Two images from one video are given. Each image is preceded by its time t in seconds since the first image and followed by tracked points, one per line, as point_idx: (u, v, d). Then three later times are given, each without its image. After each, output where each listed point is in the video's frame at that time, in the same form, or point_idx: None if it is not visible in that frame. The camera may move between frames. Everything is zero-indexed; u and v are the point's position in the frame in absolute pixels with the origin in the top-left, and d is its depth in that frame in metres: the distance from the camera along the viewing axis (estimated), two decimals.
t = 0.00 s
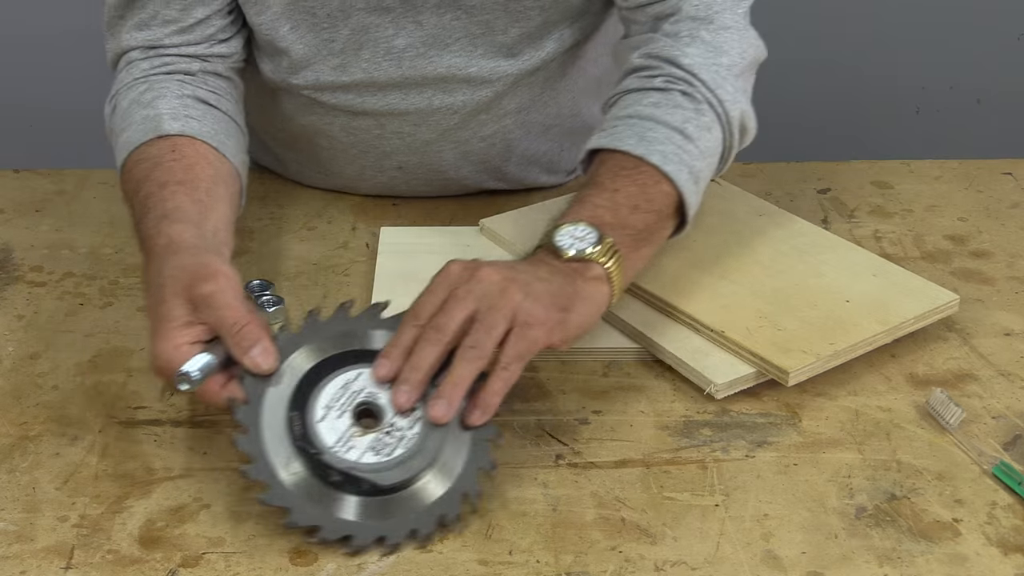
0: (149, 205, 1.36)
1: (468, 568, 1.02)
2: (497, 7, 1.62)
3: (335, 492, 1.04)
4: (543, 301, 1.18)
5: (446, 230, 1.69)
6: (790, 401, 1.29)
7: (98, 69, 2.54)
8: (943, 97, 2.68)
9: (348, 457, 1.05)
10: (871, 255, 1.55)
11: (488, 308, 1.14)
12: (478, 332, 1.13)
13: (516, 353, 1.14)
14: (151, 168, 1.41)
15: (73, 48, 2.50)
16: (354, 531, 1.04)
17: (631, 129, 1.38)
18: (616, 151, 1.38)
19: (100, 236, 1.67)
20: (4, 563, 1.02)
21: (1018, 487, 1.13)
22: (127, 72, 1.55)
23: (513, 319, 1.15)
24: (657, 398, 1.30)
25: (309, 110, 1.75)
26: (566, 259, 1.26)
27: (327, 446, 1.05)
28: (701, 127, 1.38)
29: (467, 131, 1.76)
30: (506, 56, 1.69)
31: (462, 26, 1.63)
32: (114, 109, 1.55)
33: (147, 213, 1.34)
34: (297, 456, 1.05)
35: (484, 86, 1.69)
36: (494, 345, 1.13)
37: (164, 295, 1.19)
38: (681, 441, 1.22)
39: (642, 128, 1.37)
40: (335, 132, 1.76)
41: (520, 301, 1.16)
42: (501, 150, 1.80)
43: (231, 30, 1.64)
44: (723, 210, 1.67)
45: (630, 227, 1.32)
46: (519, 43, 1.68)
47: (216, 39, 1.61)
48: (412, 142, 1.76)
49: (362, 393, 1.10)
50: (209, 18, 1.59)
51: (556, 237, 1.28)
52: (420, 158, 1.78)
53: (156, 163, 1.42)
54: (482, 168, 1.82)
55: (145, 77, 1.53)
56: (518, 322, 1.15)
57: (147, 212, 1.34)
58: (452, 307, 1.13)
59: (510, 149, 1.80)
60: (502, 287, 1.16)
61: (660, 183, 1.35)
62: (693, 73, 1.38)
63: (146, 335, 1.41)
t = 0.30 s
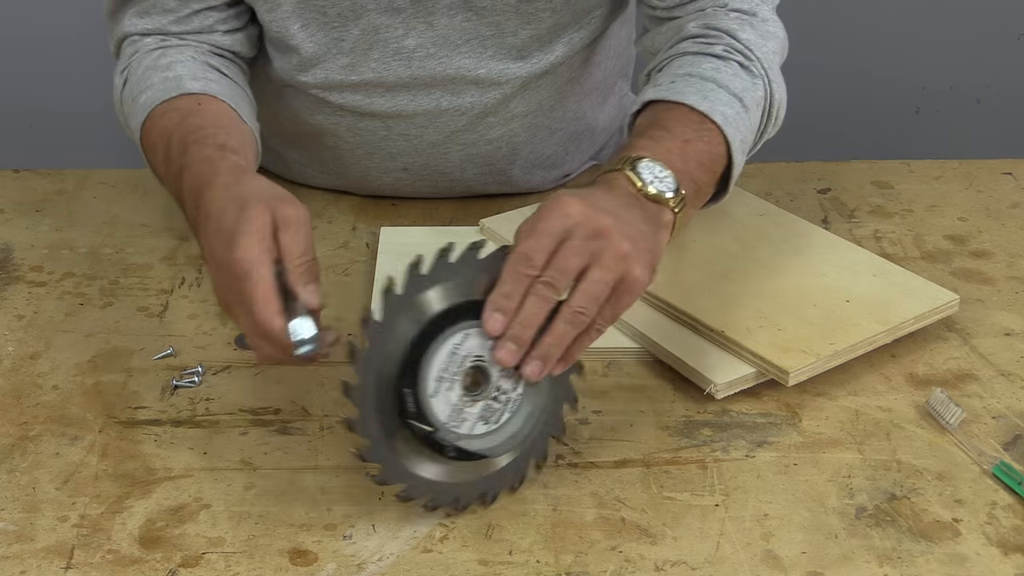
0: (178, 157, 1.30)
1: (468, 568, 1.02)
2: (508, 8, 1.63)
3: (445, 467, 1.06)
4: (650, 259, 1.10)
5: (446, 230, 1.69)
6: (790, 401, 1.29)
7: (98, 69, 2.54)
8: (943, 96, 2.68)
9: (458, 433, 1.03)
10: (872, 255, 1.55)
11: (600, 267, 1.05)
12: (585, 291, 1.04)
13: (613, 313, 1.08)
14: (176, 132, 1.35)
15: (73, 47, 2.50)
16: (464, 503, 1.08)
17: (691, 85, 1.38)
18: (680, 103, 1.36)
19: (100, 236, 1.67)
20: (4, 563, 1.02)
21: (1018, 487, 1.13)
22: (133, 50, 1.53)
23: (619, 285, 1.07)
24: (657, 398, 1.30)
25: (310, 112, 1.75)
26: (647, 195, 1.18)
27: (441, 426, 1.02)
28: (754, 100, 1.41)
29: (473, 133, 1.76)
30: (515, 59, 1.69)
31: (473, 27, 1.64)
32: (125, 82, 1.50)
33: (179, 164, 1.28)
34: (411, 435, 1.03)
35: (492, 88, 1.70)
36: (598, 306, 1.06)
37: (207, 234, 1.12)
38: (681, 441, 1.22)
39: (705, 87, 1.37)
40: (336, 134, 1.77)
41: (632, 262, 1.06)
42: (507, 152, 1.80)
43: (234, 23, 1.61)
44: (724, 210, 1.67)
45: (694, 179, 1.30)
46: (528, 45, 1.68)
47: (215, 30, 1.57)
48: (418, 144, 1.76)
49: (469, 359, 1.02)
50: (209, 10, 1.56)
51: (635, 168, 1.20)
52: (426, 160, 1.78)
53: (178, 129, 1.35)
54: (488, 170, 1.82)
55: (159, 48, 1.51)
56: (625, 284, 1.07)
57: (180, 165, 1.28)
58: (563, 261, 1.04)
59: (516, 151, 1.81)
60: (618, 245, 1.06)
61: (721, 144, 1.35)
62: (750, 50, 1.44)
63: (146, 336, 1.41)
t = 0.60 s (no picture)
0: (219, 160, 1.24)
1: (468, 567, 1.02)
2: (506, 7, 1.64)
3: (494, 455, 1.07)
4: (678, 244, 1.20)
5: (447, 230, 1.69)
6: (790, 401, 1.29)
7: (99, 68, 2.54)
8: (943, 96, 2.68)
9: (515, 425, 1.06)
10: (872, 255, 1.55)
11: (652, 262, 1.14)
12: (636, 285, 1.13)
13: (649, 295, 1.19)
14: (215, 137, 1.29)
15: (73, 47, 2.50)
16: (501, 476, 1.12)
17: (693, 72, 1.42)
18: (684, 88, 1.40)
19: (100, 236, 1.67)
20: (4, 563, 1.02)
21: (1018, 487, 1.13)
22: (140, 54, 1.46)
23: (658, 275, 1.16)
24: (657, 398, 1.30)
25: (309, 112, 1.75)
26: (660, 172, 1.26)
27: (508, 425, 1.04)
28: (749, 94, 1.46)
29: (472, 132, 1.76)
30: (513, 58, 1.69)
31: (471, 26, 1.64)
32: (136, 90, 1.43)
33: (224, 169, 1.23)
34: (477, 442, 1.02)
35: (491, 87, 1.70)
36: (642, 295, 1.15)
37: (260, 247, 1.10)
38: (681, 440, 1.22)
39: (707, 75, 1.41)
40: (336, 134, 1.77)
41: (676, 254, 1.16)
42: (506, 151, 1.81)
43: (235, 24, 1.57)
44: (724, 211, 1.68)
45: (698, 160, 1.35)
46: (527, 45, 1.69)
47: (218, 34, 1.52)
48: (417, 143, 1.76)
49: (535, 362, 1.05)
50: (211, 11, 1.52)
51: (652, 145, 1.28)
52: (425, 159, 1.78)
53: (217, 134, 1.30)
54: (486, 170, 1.82)
55: (171, 53, 1.45)
56: (664, 272, 1.17)
57: (225, 169, 1.22)
58: (620, 257, 1.11)
59: (514, 150, 1.81)
60: (668, 240, 1.14)
61: (722, 134, 1.39)
62: (746, 46, 1.48)
63: (146, 336, 1.40)
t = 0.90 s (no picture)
0: (239, 174, 1.23)
1: (468, 567, 1.02)
2: (507, 5, 1.63)
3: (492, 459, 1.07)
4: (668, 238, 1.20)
5: (447, 230, 1.70)
6: (790, 401, 1.29)
7: (99, 68, 2.54)
8: (943, 96, 2.68)
9: (513, 425, 1.07)
10: (872, 255, 1.55)
11: (640, 256, 1.13)
12: (626, 279, 1.12)
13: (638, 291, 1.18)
14: (235, 150, 1.27)
15: (73, 47, 2.50)
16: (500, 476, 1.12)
17: (682, 70, 1.42)
18: (672, 86, 1.41)
19: (101, 236, 1.67)
20: (4, 563, 1.02)
21: (1018, 487, 1.13)
22: (153, 63, 1.41)
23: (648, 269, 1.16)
24: (657, 398, 1.30)
25: (309, 111, 1.74)
26: (649, 167, 1.26)
27: (506, 426, 1.05)
28: (739, 92, 1.46)
29: (472, 130, 1.77)
30: (515, 56, 1.70)
31: (473, 24, 1.64)
32: (150, 99, 1.39)
33: (245, 183, 1.21)
34: (478, 447, 1.02)
35: (492, 85, 1.70)
36: (632, 291, 1.14)
37: (284, 260, 1.10)
38: (681, 440, 1.22)
39: (696, 73, 1.42)
40: (336, 133, 1.77)
41: (664, 248, 1.15)
42: (506, 150, 1.81)
43: (242, 24, 1.55)
44: (724, 211, 1.68)
45: (687, 157, 1.35)
46: (527, 43, 1.69)
47: (231, 36, 1.51)
48: (418, 142, 1.76)
49: (529, 361, 1.05)
50: (222, 12, 1.50)
51: (639, 140, 1.28)
52: (426, 158, 1.78)
53: (239, 147, 1.28)
54: (487, 168, 1.83)
55: (185, 61, 1.41)
56: (653, 267, 1.16)
57: (248, 182, 1.21)
58: (609, 253, 1.10)
59: (515, 148, 1.82)
60: (655, 234, 1.14)
61: (710, 131, 1.40)
62: (736, 45, 1.48)
63: (146, 336, 1.41)
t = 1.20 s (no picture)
0: (236, 169, 1.23)
1: (468, 567, 1.02)
2: (508, 7, 1.64)
3: (491, 459, 1.08)
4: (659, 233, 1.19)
5: (447, 230, 1.70)
6: (790, 401, 1.29)
7: (99, 68, 2.54)
8: (943, 96, 2.68)
9: (509, 423, 1.07)
10: (872, 255, 1.55)
11: (631, 252, 1.12)
12: (617, 275, 1.12)
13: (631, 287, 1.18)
14: (233, 146, 1.27)
15: (73, 47, 2.50)
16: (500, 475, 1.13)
17: (678, 71, 1.42)
18: (667, 86, 1.41)
19: (100, 236, 1.67)
20: (4, 563, 1.02)
21: (1018, 487, 1.13)
22: (152, 63, 1.41)
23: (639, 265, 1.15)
24: (657, 398, 1.30)
25: (308, 112, 1.74)
26: (641, 166, 1.26)
27: (503, 424, 1.05)
28: (734, 94, 1.46)
29: (473, 131, 1.77)
30: (515, 57, 1.70)
31: (473, 25, 1.64)
32: (148, 98, 1.39)
33: (241, 177, 1.22)
34: (476, 447, 1.02)
35: (492, 87, 1.71)
36: (625, 287, 1.14)
37: (283, 247, 1.09)
38: (680, 440, 1.22)
39: (691, 73, 1.42)
40: (336, 133, 1.76)
41: (654, 244, 1.14)
42: (506, 150, 1.81)
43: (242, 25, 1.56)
44: (724, 211, 1.68)
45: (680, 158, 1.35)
46: (528, 44, 1.69)
47: (230, 35, 1.51)
48: (418, 143, 1.76)
49: (522, 357, 1.05)
50: (223, 11, 1.50)
51: (631, 139, 1.28)
52: (426, 159, 1.78)
53: (236, 144, 1.28)
54: (487, 168, 1.83)
55: (184, 60, 1.41)
56: (645, 262, 1.16)
57: (243, 177, 1.22)
58: (598, 248, 1.09)
59: (515, 149, 1.82)
60: (644, 229, 1.13)
61: (705, 131, 1.39)
62: (733, 46, 1.48)
63: (146, 336, 1.41)
